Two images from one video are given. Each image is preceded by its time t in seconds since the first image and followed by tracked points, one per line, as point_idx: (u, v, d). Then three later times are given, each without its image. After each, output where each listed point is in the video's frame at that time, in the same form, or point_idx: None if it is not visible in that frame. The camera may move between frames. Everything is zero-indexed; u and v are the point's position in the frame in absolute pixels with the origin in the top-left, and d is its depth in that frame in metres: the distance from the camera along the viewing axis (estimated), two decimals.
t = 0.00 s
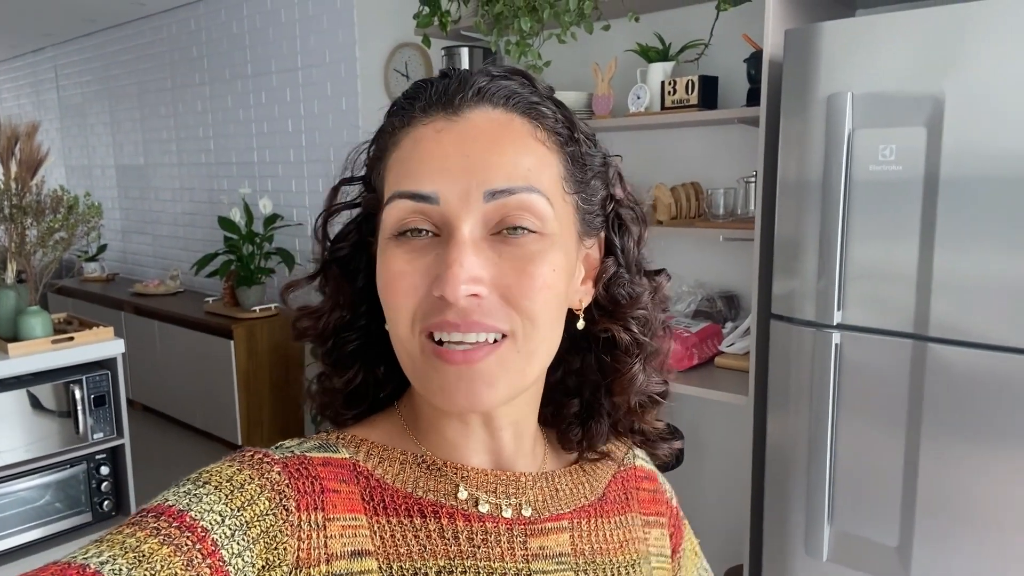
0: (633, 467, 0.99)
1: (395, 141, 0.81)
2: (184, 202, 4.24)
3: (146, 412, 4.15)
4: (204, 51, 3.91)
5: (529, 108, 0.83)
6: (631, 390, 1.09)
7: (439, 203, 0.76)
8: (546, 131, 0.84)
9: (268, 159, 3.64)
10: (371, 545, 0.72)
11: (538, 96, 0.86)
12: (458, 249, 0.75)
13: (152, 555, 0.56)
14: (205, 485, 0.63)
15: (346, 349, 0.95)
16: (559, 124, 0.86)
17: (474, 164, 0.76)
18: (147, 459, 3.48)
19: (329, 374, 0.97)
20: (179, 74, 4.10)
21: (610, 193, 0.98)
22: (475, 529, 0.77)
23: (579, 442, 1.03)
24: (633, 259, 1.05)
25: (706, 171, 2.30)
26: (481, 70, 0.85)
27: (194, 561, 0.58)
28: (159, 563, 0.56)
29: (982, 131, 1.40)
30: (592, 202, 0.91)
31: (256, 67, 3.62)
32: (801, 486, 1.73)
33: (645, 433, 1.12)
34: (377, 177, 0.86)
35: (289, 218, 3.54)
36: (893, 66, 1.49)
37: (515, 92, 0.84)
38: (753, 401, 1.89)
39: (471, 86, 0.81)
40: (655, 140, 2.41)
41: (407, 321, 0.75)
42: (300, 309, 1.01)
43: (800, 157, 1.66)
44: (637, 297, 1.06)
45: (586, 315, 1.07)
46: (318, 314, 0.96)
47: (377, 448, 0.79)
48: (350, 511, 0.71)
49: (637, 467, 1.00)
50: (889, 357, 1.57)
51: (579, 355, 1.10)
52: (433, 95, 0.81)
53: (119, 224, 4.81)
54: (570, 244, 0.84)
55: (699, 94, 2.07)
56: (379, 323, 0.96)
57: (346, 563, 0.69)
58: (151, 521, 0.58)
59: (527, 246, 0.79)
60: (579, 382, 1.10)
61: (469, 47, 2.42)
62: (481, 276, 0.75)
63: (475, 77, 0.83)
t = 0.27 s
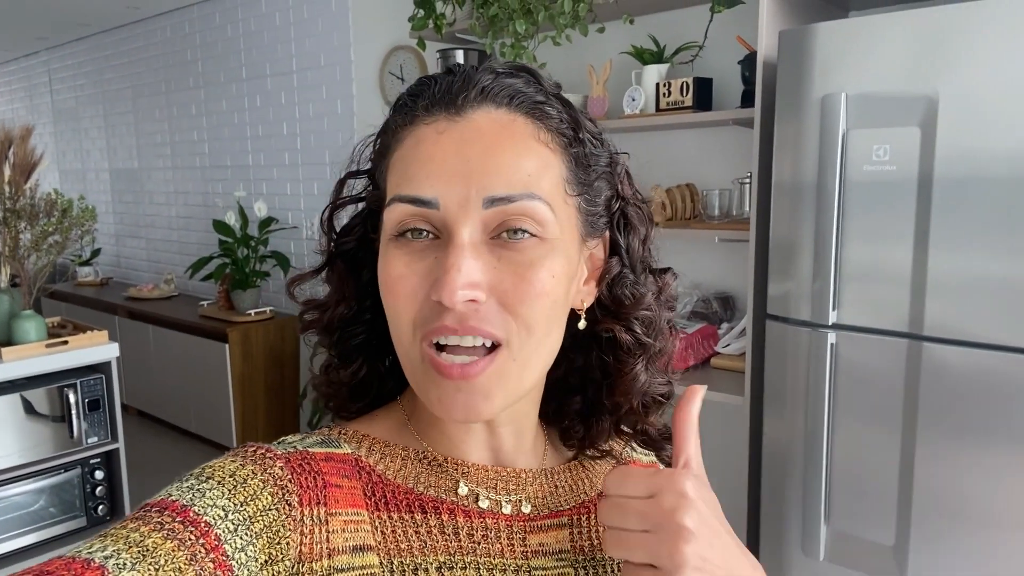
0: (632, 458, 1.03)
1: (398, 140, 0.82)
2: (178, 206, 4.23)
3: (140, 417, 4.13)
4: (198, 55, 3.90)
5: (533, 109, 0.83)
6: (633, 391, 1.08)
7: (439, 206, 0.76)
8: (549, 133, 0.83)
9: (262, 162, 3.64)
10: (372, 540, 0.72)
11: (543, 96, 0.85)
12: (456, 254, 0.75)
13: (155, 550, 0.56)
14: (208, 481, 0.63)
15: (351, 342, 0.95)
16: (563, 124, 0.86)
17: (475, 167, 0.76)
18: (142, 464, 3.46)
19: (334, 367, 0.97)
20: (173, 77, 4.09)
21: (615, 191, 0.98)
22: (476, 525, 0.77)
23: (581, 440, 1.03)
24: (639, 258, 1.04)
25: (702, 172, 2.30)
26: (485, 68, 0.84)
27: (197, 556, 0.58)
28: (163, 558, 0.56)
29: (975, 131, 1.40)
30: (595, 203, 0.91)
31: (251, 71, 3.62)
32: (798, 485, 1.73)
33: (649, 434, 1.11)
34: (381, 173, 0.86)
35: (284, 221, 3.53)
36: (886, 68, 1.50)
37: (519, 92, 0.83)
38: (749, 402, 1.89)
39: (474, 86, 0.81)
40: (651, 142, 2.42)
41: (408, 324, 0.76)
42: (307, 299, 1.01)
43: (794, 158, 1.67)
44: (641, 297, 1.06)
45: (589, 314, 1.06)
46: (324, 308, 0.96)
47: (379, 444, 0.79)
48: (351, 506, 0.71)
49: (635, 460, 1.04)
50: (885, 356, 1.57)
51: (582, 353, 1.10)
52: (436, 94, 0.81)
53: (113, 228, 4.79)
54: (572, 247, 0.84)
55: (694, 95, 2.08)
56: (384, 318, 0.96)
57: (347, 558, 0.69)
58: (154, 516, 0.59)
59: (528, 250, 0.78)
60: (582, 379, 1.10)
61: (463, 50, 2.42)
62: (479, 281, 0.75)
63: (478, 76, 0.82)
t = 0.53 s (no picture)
0: (628, 461, 1.00)
1: (398, 137, 0.81)
2: (177, 207, 4.23)
3: (139, 419, 4.13)
4: (197, 56, 3.90)
5: (534, 110, 0.83)
6: (629, 395, 1.07)
7: (438, 206, 0.76)
8: (550, 134, 0.83)
9: (261, 163, 3.63)
10: (369, 539, 0.71)
11: (545, 96, 0.85)
12: (454, 255, 0.75)
13: (151, 548, 0.56)
14: (205, 480, 0.63)
15: (348, 340, 0.95)
16: (563, 126, 0.86)
17: (474, 167, 0.76)
18: (141, 466, 3.46)
19: (331, 365, 0.97)
20: (172, 79, 4.09)
21: (615, 194, 0.97)
22: (472, 525, 0.76)
23: (575, 442, 1.02)
24: (637, 261, 1.03)
25: (700, 172, 2.30)
26: (487, 67, 0.84)
27: (193, 554, 0.58)
28: (159, 557, 0.56)
29: (973, 130, 1.40)
30: (594, 205, 0.91)
31: (249, 72, 3.62)
32: (797, 485, 1.73)
33: (644, 439, 1.10)
34: (381, 169, 0.86)
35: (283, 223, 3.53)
36: (884, 67, 1.50)
37: (522, 92, 0.83)
38: (749, 402, 1.89)
39: (476, 85, 0.81)
40: (649, 142, 2.42)
41: (405, 325, 0.76)
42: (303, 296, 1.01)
43: (793, 157, 1.67)
44: (638, 301, 1.05)
45: (586, 316, 1.05)
46: (320, 304, 0.96)
47: (376, 443, 0.78)
48: (348, 504, 0.71)
49: (632, 462, 1.01)
50: (884, 355, 1.57)
51: (579, 355, 1.10)
52: (437, 93, 0.81)
53: (112, 230, 4.79)
54: (571, 249, 0.83)
55: (692, 95, 2.08)
56: (381, 315, 0.96)
57: (343, 557, 0.68)
58: (150, 515, 0.59)
59: (525, 253, 0.78)
60: (578, 381, 1.10)
61: (462, 51, 2.42)
62: (475, 283, 0.75)
63: (480, 75, 0.82)
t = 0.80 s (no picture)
0: (636, 471, 0.98)
1: (402, 137, 0.82)
2: (177, 209, 4.23)
3: (140, 420, 4.13)
4: (197, 58, 3.90)
5: (536, 105, 0.85)
6: (634, 389, 1.09)
7: (448, 194, 0.76)
8: (552, 128, 0.85)
9: (261, 165, 3.64)
10: (373, 550, 0.71)
11: (544, 94, 0.88)
12: (466, 240, 0.75)
13: (154, 558, 0.56)
14: (208, 488, 0.63)
15: (347, 353, 0.95)
16: (564, 122, 0.88)
17: (483, 155, 0.77)
18: (142, 468, 3.46)
19: (330, 379, 0.97)
20: (171, 81, 4.09)
21: (611, 194, 0.99)
22: (477, 536, 0.76)
23: (583, 446, 1.02)
24: (635, 260, 1.05)
25: (699, 173, 2.31)
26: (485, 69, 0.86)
27: (196, 564, 0.58)
28: (161, 566, 0.56)
29: (972, 130, 1.40)
30: (595, 200, 0.92)
31: (249, 74, 3.62)
32: (797, 486, 1.73)
33: (650, 435, 1.13)
34: (381, 174, 0.86)
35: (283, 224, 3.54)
36: (883, 67, 1.50)
37: (523, 89, 0.85)
38: (749, 403, 1.89)
39: (478, 82, 0.82)
40: (648, 142, 2.42)
41: (417, 314, 0.75)
42: (302, 309, 1.01)
43: (792, 158, 1.67)
44: (639, 296, 1.06)
45: (588, 314, 1.06)
46: (320, 317, 0.96)
47: (380, 451, 0.79)
48: (353, 514, 0.71)
49: (639, 471, 0.99)
50: (884, 357, 1.57)
51: (581, 357, 1.10)
52: (439, 91, 0.82)
53: (112, 232, 4.79)
54: (576, 240, 0.84)
55: (691, 96, 2.08)
56: (380, 327, 0.96)
57: (347, 568, 0.69)
58: (153, 523, 0.59)
59: (535, 238, 0.79)
60: (582, 383, 1.10)
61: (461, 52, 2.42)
62: (489, 267, 0.75)
63: (481, 74, 0.84)
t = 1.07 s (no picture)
0: (644, 476, 0.95)
1: (406, 133, 0.83)
2: (178, 211, 4.24)
3: (142, 421, 4.15)
4: (196, 60, 3.91)
5: (538, 99, 0.86)
6: (645, 386, 1.10)
7: (453, 182, 0.78)
8: (555, 121, 0.86)
9: (261, 166, 3.65)
10: (379, 552, 0.73)
11: (546, 91, 0.89)
12: (472, 225, 0.76)
13: (160, 555, 0.57)
14: (216, 485, 0.64)
15: (351, 356, 0.96)
16: (565, 115, 0.89)
17: (487, 145, 0.79)
18: (143, 469, 3.47)
19: (333, 382, 0.98)
20: (171, 83, 4.11)
21: (613, 193, 1.00)
22: (483, 540, 0.78)
23: (594, 446, 1.02)
24: (639, 258, 1.07)
25: (697, 173, 2.32)
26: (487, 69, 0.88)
27: (202, 562, 0.59)
28: (167, 563, 0.57)
29: (967, 130, 1.41)
30: (597, 194, 0.92)
31: (249, 76, 3.63)
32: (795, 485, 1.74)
33: (662, 433, 1.12)
34: (386, 173, 0.87)
35: (283, 225, 3.55)
36: (878, 68, 1.51)
37: (524, 84, 0.87)
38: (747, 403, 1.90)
39: (481, 79, 0.84)
40: (646, 143, 2.43)
41: (424, 303, 0.75)
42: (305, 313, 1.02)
43: (788, 158, 1.68)
44: (644, 293, 1.08)
45: (595, 313, 1.07)
46: (323, 319, 0.97)
47: (388, 451, 0.80)
48: (359, 516, 0.72)
49: (649, 478, 0.96)
50: (882, 356, 1.58)
51: (588, 358, 1.12)
52: (443, 88, 0.84)
53: (113, 234, 4.81)
54: (580, 231, 0.85)
55: (689, 96, 2.09)
56: (384, 330, 0.97)
57: (352, 570, 0.70)
58: (160, 520, 0.60)
59: (540, 224, 0.80)
60: (590, 385, 1.11)
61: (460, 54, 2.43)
62: (496, 251, 0.76)
63: (483, 72, 0.86)
